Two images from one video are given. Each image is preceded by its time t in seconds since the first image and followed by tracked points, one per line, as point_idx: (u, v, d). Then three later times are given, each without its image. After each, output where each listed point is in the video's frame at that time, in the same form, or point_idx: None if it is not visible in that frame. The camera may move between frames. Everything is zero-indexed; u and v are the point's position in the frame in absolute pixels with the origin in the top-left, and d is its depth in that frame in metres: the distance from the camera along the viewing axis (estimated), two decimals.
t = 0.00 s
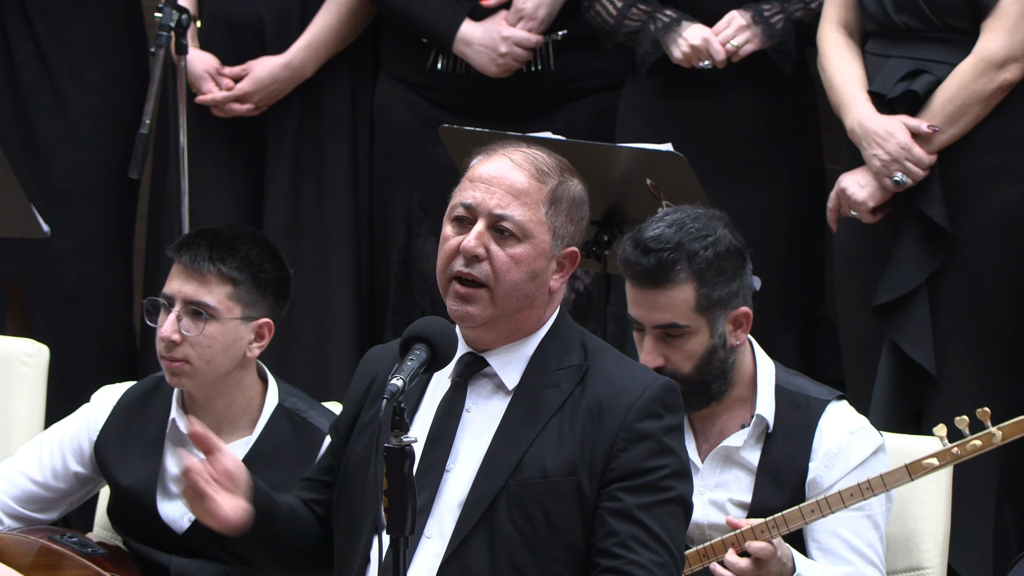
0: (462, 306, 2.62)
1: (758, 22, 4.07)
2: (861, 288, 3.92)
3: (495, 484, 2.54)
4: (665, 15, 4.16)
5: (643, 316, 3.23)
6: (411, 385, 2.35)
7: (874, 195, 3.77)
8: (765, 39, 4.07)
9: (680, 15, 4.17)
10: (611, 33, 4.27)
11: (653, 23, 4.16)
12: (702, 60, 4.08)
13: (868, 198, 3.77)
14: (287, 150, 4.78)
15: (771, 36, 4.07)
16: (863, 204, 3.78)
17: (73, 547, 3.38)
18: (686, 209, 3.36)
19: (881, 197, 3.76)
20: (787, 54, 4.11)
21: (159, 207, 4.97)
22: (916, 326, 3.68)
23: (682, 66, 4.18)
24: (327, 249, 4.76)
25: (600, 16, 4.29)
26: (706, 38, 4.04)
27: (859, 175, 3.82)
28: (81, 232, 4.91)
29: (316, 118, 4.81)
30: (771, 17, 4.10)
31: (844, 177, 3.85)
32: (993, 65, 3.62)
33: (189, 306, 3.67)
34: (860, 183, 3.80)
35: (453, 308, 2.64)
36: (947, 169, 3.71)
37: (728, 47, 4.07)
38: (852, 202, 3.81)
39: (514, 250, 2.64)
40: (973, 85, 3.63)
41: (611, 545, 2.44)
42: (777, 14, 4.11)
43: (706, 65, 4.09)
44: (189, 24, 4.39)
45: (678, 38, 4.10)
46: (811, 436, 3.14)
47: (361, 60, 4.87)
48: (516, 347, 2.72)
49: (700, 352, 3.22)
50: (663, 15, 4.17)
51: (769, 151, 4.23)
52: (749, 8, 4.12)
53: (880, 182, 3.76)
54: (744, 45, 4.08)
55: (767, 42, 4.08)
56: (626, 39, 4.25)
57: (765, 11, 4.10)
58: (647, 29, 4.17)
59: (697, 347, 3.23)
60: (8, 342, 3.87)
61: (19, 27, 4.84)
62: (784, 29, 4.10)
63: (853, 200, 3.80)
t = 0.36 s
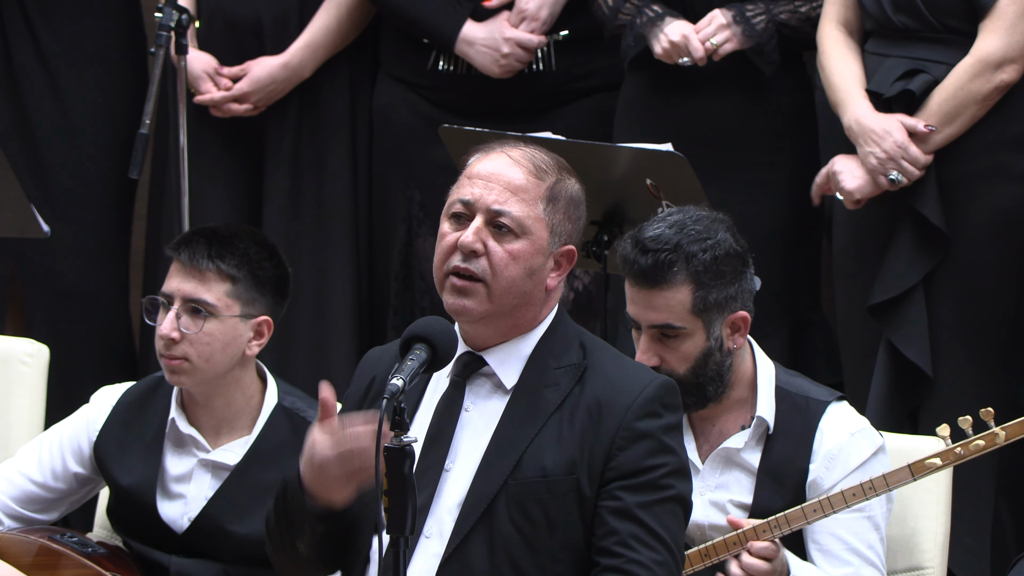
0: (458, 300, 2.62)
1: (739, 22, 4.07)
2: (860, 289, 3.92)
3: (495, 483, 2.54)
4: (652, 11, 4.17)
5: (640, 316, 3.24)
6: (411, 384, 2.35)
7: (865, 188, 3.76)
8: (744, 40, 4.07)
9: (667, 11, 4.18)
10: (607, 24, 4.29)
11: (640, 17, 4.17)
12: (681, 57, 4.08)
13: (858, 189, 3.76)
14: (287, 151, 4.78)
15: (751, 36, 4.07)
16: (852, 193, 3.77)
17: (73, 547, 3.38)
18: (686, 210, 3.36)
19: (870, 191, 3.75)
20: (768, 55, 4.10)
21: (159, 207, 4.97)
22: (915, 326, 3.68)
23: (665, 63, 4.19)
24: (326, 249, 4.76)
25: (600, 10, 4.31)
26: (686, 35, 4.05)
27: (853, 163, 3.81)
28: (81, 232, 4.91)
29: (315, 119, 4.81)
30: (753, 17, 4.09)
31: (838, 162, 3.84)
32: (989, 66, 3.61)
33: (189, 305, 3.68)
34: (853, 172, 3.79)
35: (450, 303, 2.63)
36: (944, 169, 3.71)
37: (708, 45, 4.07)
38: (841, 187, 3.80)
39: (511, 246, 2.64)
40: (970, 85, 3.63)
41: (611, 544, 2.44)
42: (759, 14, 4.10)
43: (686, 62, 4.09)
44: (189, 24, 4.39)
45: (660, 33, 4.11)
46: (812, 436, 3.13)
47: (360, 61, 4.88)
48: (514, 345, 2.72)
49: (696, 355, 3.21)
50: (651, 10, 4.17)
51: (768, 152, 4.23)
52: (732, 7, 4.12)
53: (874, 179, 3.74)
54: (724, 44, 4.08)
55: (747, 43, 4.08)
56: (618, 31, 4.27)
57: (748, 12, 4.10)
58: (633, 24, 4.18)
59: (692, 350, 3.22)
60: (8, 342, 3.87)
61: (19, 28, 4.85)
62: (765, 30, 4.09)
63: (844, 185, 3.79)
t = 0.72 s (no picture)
0: (465, 306, 2.63)
1: (745, 22, 4.06)
2: (860, 289, 3.92)
3: (496, 484, 2.54)
4: (656, 11, 4.17)
5: (639, 314, 3.24)
6: (411, 385, 2.35)
7: (879, 188, 3.74)
8: (750, 40, 4.07)
9: (671, 12, 4.18)
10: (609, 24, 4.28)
11: (644, 17, 4.17)
12: (687, 57, 4.08)
13: (872, 190, 3.74)
14: (286, 150, 4.78)
15: (757, 37, 4.06)
16: (867, 195, 3.74)
17: (73, 547, 3.37)
18: (687, 209, 3.36)
19: (883, 190, 3.74)
20: (771, 56, 4.10)
21: (158, 206, 4.97)
22: (916, 326, 3.69)
23: (669, 63, 4.20)
24: (326, 249, 4.76)
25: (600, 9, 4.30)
26: (692, 35, 4.05)
27: (856, 168, 3.80)
28: (81, 232, 4.91)
29: (315, 118, 4.81)
30: (758, 17, 4.09)
31: (842, 169, 3.81)
32: (998, 65, 3.63)
33: (191, 300, 3.68)
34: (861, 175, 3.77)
35: (456, 308, 2.65)
36: (950, 168, 3.71)
37: (714, 46, 4.07)
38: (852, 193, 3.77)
39: (516, 249, 2.64)
40: (978, 85, 3.64)
41: (612, 545, 2.44)
42: (764, 15, 4.10)
43: (691, 62, 4.10)
44: (189, 25, 4.39)
45: (665, 33, 4.11)
46: (812, 437, 3.14)
47: (360, 61, 4.87)
48: (519, 348, 2.72)
49: (693, 353, 3.21)
50: (654, 10, 4.18)
51: (768, 152, 4.23)
52: (736, 7, 4.10)
53: (883, 178, 3.74)
54: (730, 44, 4.07)
55: (752, 43, 4.07)
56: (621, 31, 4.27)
57: (752, 12, 4.09)
58: (637, 23, 4.17)
59: (691, 348, 3.21)
60: (8, 342, 3.86)
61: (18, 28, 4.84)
62: (771, 30, 4.09)
63: (854, 190, 3.76)
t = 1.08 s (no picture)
0: (462, 299, 2.62)
1: (766, 20, 4.09)
2: (861, 289, 3.91)
3: (495, 483, 2.53)
4: (671, 11, 4.14)
5: (640, 312, 3.24)
6: (410, 385, 2.36)
7: (902, 189, 3.71)
8: (771, 37, 4.10)
9: (687, 10, 4.15)
10: (613, 27, 4.25)
11: (659, 17, 4.14)
12: (709, 56, 4.07)
13: (897, 193, 3.70)
14: (287, 151, 4.78)
15: (777, 34, 4.10)
16: (893, 199, 3.70)
17: (73, 547, 3.37)
18: (685, 207, 3.37)
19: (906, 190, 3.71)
20: (791, 53, 4.19)
21: (157, 207, 4.97)
22: (917, 325, 3.69)
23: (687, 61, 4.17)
24: (326, 249, 4.76)
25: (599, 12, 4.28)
26: (715, 34, 4.04)
27: (875, 175, 3.75)
28: (81, 232, 4.91)
29: (315, 119, 4.81)
30: (778, 15, 4.11)
31: (862, 179, 3.76)
32: (1015, 61, 3.66)
33: (193, 297, 3.69)
34: (882, 181, 3.73)
35: (454, 302, 2.63)
36: (962, 165, 3.72)
37: (735, 44, 4.07)
38: (879, 202, 3.72)
39: (514, 246, 2.65)
40: (996, 81, 3.66)
41: (611, 544, 2.44)
42: (783, 12, 4.13)
43: (713, 61, 4.09)
44: (189, 25, 4.39)
45: (686, 33, 4.09)
46: (811, 436, 3.14)
47: (360, 61, 4.88)
48: (517, 346, 2.72)
49: (695, 351, 3.21)
50: (669, 9, 4.15)
51: (767, 151, 4.24)
52: (756, 5, 4.12)
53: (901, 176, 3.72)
54: (751, 43, 4.08)
55: (773, 40, 4.11)
56: (629, 32, 4.24)
57: (772, 10, 4.12)
58: (653, 23, 4.15)
59: (692, 347, 3.21)
60: (8, 342, 3.86)
61: (19, 28, 4.85)
62: (790, 28, 4.14)
63: (881, 198, 3.72)
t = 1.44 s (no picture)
0: (463, 309, 2.63)
1: (769, 21, 4.09)
2: (862, 290, 3.91)
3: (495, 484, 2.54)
4: (674, 15, 4.15)
5: (642, 313, 3.24)
6: (411, 385, 2.35)
7: (907, 187, 3.70)
8: (774, 37, 4.10)
9: (690, 14, 4.15)
10: (616, 33, 4.25)
11: (663, 21, 4.14)
12: (713, 59, 4.06)
13: (901, 189, 3.70)
14: (288, 151, 4.78)
15: (782, 35, 4.10)
16: (897, 195, 3.70)
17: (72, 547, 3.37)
18: (683, 207, 3.36)
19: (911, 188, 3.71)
20: (795, 53, 4.19)
21: (158, 208, 4.97)
22: (917, 325, 3.69)
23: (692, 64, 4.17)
24: (327, 250, 4.76)
25: (601, 17, 4.27)
26: (719, 37, 4.03)
27: (879, 170, 3.74)
28: (82, 232, 4.91)
29: (316, 119, 4.82)
30: (781, 15, 4.12)
31: (867, 172, 3.75)
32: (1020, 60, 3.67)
33: (192, 297, 3.69)
34: (886, 176, 3.72)
35: (454, 312, 2.65)
36: (967, 164, 3.72)
37: (739, 45, 4.07)
38: (883, 196, 3.72)
39: (514, 252, 2.64)
40: (1003, 80, 3.67)
41: (611, 544, 2.44)
42: (786, 12, 4.13)
43: (717, 64, 4.08)
44: (189, 25, 4.39)
45: (689, 36, 4.08)
46: (811, 436, 3.14)
47: (360, 62, 4.88)
48: (517, 347, 2.71)
49: (698, 350, 3.21)
50: (672, 14, 4.15)
51: (769, 151, 4.23)
52: (760, 6, 4.12)
53: (909, 175, 3.71)
54: (755, 43, 4.09)
55: (778, 40, 4.11)
56: (631, 39, 4.24)
57: (775, 10, 4.12)
58: (656, 28, 4.15)
59: (695, 345, 3.21)
60: (8, 342, 3.86)
61: (20, 28, 4.85)
62: (794, 27, 4.15)
63: (884, 192, 3.71)
